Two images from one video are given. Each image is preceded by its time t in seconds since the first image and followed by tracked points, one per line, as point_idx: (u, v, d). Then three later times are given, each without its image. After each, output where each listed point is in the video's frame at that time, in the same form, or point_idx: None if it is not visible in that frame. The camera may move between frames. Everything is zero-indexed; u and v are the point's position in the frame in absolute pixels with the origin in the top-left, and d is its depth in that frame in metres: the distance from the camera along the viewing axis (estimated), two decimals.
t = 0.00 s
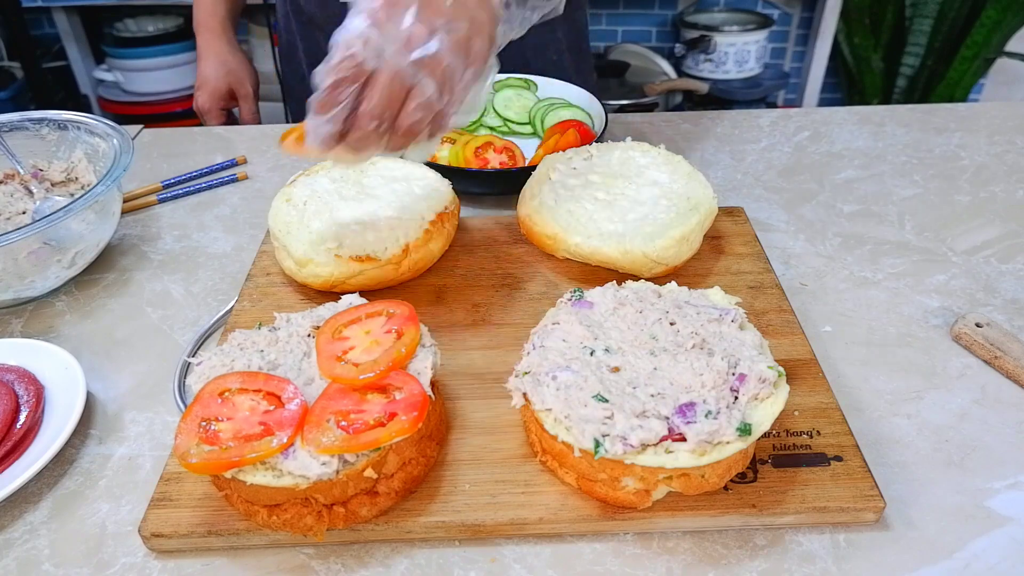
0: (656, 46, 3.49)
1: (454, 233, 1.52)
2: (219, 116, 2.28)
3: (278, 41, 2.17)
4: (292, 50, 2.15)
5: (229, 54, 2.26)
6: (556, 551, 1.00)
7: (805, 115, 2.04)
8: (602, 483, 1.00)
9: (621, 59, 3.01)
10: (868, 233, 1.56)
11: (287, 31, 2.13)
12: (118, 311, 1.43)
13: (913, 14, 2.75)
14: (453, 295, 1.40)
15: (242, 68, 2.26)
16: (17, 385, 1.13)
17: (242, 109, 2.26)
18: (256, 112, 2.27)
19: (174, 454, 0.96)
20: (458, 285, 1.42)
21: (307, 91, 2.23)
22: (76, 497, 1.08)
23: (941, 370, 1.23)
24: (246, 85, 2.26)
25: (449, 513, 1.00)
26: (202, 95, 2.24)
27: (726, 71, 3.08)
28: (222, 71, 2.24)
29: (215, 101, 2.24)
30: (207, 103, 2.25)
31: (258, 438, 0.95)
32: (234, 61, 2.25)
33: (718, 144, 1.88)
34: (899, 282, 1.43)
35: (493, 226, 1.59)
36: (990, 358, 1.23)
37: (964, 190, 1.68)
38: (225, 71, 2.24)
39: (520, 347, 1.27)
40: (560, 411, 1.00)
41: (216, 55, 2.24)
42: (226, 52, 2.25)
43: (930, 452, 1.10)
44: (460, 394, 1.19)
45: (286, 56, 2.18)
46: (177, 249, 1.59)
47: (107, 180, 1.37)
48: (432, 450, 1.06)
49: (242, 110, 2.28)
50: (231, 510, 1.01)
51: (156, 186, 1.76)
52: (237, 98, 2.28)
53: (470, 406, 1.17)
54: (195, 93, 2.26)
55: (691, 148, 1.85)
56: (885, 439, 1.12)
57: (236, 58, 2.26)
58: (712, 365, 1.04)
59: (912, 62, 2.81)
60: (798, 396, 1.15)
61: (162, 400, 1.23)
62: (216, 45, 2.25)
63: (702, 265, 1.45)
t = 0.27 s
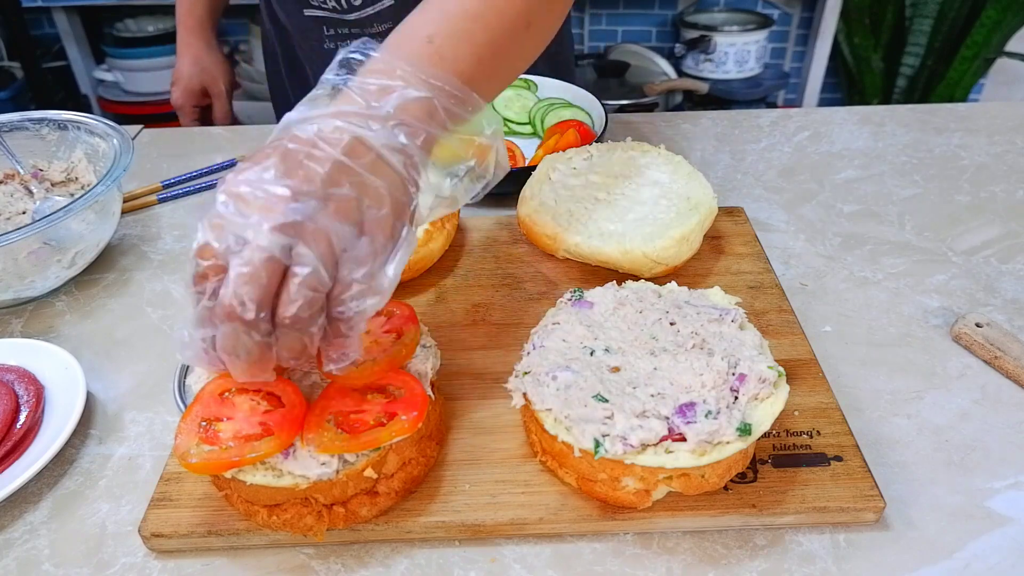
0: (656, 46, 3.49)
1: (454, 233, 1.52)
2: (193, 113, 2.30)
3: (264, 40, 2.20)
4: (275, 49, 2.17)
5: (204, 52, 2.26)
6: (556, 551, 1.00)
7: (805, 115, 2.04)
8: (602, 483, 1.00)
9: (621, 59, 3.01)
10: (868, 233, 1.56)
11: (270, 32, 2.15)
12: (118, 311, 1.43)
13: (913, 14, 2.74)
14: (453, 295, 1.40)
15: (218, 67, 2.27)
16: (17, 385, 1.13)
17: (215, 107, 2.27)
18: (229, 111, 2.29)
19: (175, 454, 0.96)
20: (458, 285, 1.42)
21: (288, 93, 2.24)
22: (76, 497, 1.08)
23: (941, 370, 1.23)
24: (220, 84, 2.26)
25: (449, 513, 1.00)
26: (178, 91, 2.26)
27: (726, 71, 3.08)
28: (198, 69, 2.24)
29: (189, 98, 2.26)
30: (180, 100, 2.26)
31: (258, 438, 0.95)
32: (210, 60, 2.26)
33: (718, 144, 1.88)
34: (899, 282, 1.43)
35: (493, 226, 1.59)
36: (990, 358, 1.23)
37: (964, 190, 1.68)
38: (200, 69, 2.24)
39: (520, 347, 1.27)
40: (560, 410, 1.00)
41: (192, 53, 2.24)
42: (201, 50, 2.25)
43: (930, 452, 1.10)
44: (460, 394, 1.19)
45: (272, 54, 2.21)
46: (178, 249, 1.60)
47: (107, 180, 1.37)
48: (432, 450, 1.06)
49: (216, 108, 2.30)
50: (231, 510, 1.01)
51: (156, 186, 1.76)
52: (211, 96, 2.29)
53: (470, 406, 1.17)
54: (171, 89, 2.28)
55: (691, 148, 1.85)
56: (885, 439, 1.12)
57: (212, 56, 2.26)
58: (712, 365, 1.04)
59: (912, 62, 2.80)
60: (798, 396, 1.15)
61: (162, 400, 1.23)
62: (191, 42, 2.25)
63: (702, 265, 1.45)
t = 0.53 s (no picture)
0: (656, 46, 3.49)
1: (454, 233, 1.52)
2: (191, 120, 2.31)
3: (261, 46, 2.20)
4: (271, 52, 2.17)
5: (203, 58, 2.26)
6: (556, 552, 1.00)
7: (805, 115, 2.04)
8: (602, 483, 1.00)
9: (621, 59, 3.01)
10: (868, 234, 1.56)
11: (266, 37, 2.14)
12: (118, 311, 1.43)
13: (913, 14, 2.74)
14: (453, 295, 1.40)
15: (216, 73, 2.27)
16: (17, 385, 1.13)
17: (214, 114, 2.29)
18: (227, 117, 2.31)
19: (174, 454, 0.96)
20: (458, 285, 1.42)
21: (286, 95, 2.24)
22: (76, 497, 1.08)
23: (941, 370, 1.23)
24: (219, 90, 2.28)
25: (449, 513, 1.00)
26: (176, 98, 2.26)
27: (726, 71, 3.08)
28: (196, 76, 2.25)
29: (188, 105, 2.27)
30: (179, 107, 2.27)
31: (258, 438, 0.95)
32: (209, 67, 2.26)
33: (718, 145, 1.88)
34: (899, 282, 1.43)
35: (493, 226, 1.59)
36: (990, 358, 1.23)
37: (964, 190, 1.67)
38: (199, 75, 2.25)
39: (520, 347, 1.27)
40: (560, 411, 1.00)
41: (191, 60, 2.25)
42: (199, 56, 2.25)
43: (930, 452, 1.10)
44: (461, 394, 1.19)
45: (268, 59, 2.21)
46: (178, 249, 1.60)
47: (107, 180, 1.37)
48: (432, 450, 1.06)
49: (214, 114, 2.31)
50: (230, 510, 1.01)
51: (156, 186, 1.76)
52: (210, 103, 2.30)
53: (470, 407, 1.16)
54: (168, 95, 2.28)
55: (691, 148, 1.85)
56: (885, 439, 1.12)
57: (211, 63, 2.27)
58: (712, 365, 1.04)
59: (912, 62, 2.80)
60: (798, 396, 1.15)
61: (162, 400, 1.23)
62: (190, 49, 2.25)
63: (702, 265, 1.45)
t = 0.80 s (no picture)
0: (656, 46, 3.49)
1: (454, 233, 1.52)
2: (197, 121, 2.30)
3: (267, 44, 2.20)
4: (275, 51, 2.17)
5: (209, 59, 2.26)
6: (556, 552, 1.00)
7: (805, 115, 2.04)
8: (602, 483, 1.00)
9: (622, 58, 3.01)
10: (868, 234, 1.56)
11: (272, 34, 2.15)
12: (118, 311, 1.43)
13: (913, 14, 2.74)
14: (453, 295, 1.40)
15: (222, 74, 2.27)
16: (17, 385, 1.13)
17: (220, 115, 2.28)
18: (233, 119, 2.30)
19: (174, 454, 0.96)
20: (458, 285, 1.42)
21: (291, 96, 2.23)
22: (76, 497, 1.08)
23: (941, 370, 1.23)
24: (225, 91, 2.27)
25: (449, 513, 1.00)
26: (182, 100, 2.25)
27: (726, 71, 3.08)
28: (202, 76, 2.24)
29: (194, 106, 2.26)
30: (185, 108, 2.26)
31: (258, 438, 0.95)
32: (214, 67, 2.25)
33: (718, 145, 1.88)
34: (899, 282, 1.43)
35: (493, 226, 1.59)
36: (990, 358, 1.23)
37: (964, 190, 1.68)
38: (205, 75, 2.24)
39: (521, 347, 1.27)
40: (560, 410, 1.00)
41: (196, 61, 2.24)
42: (205, 57, 2.24)
43: (930, 452, 1.10)
44: (461, 394, 1.19)
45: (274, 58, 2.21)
46: (177, 249, 1.59)
47: (107, 180, 1.37)
48: (432, 450, 1.06)
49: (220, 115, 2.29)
50: (230, 510, 1.01)
51: (156, 186, 1.76)
52: (215, 103, 2.29)
53: (470, 406, 1.16)
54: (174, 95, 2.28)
55: (691, 148, 1.85)
56: (885, 439, 1.12)
57: (217, 63, 2.26)
58: (712, 365, 1.04)
59: (912, 62, 2.80)
60: (798, 396, 1.15)
61: (162, 400, 1.23)
62: (196, 49, 2.25)
63: (702, 265, 1.45)
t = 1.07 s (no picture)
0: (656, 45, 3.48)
1: (454, 234, 1.52)
2: (212, 115, 2.27)
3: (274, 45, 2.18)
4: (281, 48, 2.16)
5: (223, 52, 2.26)
6: (556, 552, 1.00)
7: (805, 115, 2.04)
8: (602, 483, 1.00)
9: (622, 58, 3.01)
10: (868, 233, 1.56)
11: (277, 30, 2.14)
12: (118, 311, 1.43)
13: (913, 14, 2.74)
14: (453, 295, 1.40)
15: (236, 66, 2.27)
16: (17, 385, 1.13)
17: (236, 107, 2.27)
18: (249, 112, 2.29)
19: (174, 454, 0.96)
20: (458, 285, 1.42)
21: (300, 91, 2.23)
22: (76, 497, 1.08)
23: (941, 370, 1.23)
24: (240, 84, 2.27)
25: (450, 513, 1.00)
26: (197, 94, 2.24)
27: (726, 71, 3.08)
28: (217, 69, 2.24)
29: (209, 99, 2.24)
30: (200, 101, 2.24)
31: (258, 438, 0.95)
32: (229, 60, 2.25)
33: (718, 145, 1.88)
34: (899, 282, 1.43)
35: (493, 226, 1.59)
36: (990, 358, 1.23)
37: (964, 190, 1.68)
38: (220, 68, 2.24)
39: (521, 347, 1.27)
40: (560, 411, 1.00)
41: (210, 55, 2.24)
42: (218, 50, 2.24)
43: (931, 452, 1.10)
44: (461, 394, 1.19)
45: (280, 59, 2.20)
46: (177, 249, 1.59)
47: (107, 180, 1.37)
48: (432, 450, 1.06)
49: (235, 109, 2.29)
50: (231, 510, 1.01)
51: (156, 186, 1.76)
52: (231, 97, 2.28)
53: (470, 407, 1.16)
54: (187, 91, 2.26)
55: (691, 148, 1.85)
56: (885, 439, 1.12)
57: (230, 56, 2.26)
58: (712, 365, 1.04)
59: (912, 62, 2.80)
60: (798, 396, 1.15)
61: (162, 400, 1.23)
62: (209, 43, 2.24)
63: (702, 265, 1.45)
